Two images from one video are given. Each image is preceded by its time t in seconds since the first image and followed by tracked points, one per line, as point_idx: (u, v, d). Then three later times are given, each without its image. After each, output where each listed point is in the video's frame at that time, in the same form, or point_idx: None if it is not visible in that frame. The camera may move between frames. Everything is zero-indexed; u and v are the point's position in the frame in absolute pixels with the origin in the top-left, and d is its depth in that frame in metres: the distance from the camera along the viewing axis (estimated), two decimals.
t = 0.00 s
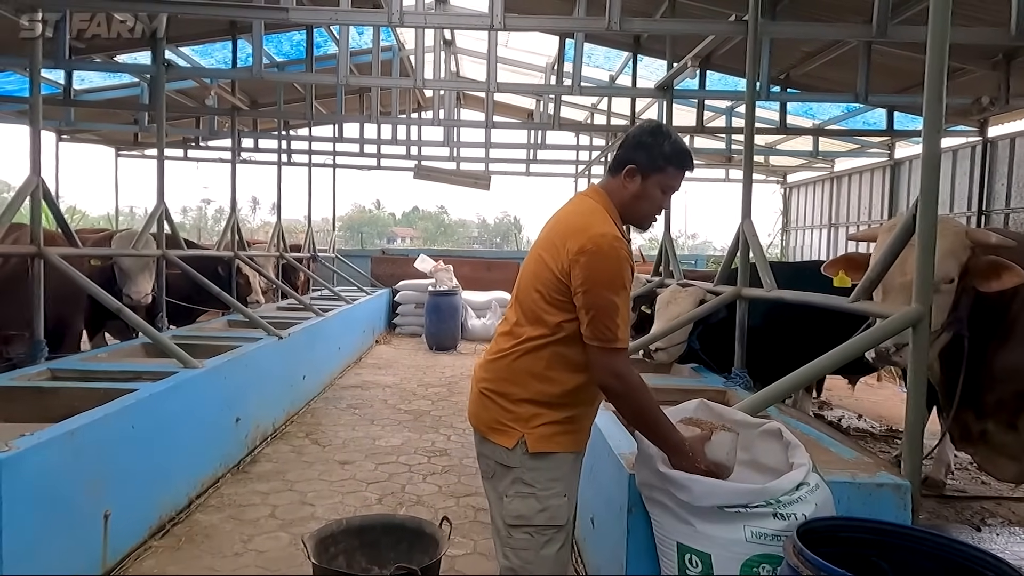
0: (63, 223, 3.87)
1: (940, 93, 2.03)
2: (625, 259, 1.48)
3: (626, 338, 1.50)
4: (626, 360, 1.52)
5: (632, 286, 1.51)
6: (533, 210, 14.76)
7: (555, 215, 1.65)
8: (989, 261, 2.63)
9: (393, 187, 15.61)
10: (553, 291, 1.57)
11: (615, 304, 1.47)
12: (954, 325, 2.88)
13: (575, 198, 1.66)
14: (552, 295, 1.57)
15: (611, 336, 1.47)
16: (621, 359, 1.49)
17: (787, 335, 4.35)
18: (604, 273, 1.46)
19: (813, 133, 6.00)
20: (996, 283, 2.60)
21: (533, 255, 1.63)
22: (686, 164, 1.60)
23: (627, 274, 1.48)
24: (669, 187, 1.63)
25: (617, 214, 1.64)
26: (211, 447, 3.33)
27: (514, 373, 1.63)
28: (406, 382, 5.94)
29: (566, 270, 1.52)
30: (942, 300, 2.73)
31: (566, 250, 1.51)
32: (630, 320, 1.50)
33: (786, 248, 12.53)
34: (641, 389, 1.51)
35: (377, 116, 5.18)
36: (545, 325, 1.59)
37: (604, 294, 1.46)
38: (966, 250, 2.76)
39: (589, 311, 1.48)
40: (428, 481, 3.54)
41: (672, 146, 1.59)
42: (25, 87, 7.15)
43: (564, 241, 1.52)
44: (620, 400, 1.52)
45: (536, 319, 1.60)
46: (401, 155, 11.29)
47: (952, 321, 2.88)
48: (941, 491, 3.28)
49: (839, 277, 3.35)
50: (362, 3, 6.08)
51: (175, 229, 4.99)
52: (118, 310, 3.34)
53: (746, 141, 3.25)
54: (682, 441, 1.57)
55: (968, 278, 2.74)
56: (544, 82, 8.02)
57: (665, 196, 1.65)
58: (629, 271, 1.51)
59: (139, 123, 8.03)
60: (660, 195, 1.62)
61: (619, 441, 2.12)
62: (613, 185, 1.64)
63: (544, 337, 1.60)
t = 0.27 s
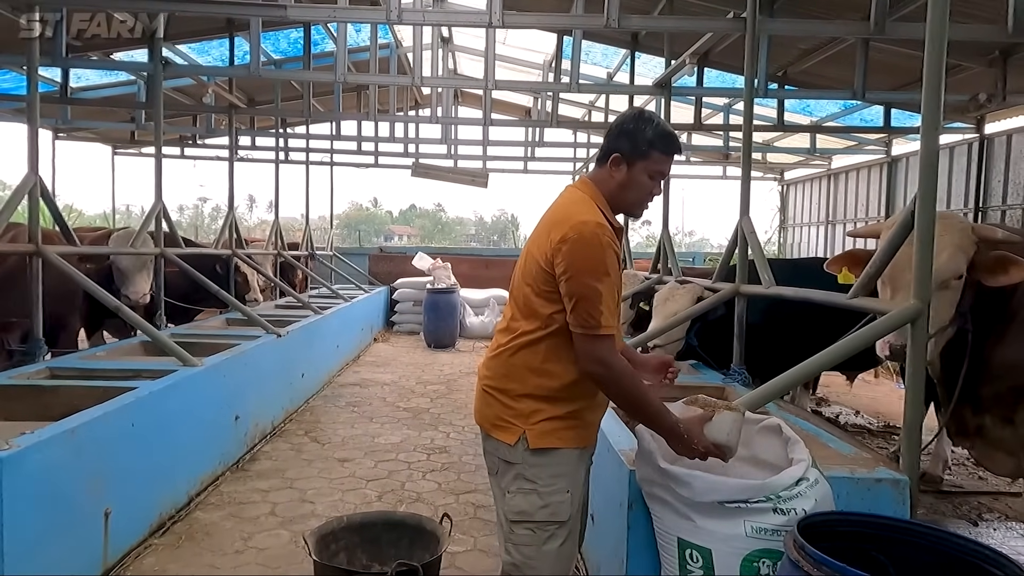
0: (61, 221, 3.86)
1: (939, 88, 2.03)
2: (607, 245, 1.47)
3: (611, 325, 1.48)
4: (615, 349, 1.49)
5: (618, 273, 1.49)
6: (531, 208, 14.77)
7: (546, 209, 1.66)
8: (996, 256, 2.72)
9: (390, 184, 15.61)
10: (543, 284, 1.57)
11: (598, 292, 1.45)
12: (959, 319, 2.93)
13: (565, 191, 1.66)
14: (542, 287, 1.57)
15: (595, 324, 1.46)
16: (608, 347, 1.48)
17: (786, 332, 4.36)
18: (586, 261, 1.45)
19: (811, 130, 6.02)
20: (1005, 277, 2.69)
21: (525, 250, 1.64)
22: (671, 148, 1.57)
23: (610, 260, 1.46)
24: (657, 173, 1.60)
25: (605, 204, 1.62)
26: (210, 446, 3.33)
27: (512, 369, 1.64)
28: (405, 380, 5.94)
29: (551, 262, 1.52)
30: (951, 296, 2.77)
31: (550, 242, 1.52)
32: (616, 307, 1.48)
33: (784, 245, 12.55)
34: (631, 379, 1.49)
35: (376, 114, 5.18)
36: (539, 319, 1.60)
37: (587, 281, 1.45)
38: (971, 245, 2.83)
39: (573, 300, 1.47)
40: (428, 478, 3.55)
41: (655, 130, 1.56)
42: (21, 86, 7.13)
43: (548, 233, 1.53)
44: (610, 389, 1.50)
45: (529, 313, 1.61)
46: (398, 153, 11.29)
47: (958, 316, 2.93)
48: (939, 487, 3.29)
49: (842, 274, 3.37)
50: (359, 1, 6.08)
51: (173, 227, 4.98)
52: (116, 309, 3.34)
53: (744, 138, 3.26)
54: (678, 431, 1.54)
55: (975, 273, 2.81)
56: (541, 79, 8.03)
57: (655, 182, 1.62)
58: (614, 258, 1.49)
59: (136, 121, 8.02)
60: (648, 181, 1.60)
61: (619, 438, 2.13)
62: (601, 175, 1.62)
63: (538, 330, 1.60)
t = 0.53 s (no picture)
0: (60, 223, 3.85)
1: (937, 91, 2.03)
2: (590, 244, 1.45)
3: (592, 324, 1.45)
4: (598, 348, 1.47)
5: (602, 271, 1.47)
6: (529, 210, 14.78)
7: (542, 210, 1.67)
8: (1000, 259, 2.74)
9: (387, 186, 15.59)
10: (534, 283, 1.57)
11: (579, 290, 1.44)
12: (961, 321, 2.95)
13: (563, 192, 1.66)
14: (532, 287, 1.58)
15: (575, 322, 1.44)
16: (589, 345, 1.45)
17: (785, 334, 4.37)
18: (566, 258, 1.44)
19: (809, 132, 6.03)
20: (1008, 280, 2.71)
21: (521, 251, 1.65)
22: (665, 148, 1.54)
23: (593, 258, 1.45)
24: (652, 174, 1.58)
25: (601, 205, 1.61)
26: (210, 448, 3.32)
27: (504, 369, 1.64)
28: (404, 382, 5.94)
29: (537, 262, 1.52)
30: (956, 299, 2.78)
31: (538, 243, 1.52)
32: (598, 306, 1.46)
33: (782, 247, 12.57)
34: (613, 378, 1.46)
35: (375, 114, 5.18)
36: (531, 318, 1.60)
37: (568, 278, 1.44)
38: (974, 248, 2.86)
39: (554, 297, 1.46)
40: (427, 480, 3.55)
41: (650, 131, 1.54)
42: (19, 88, 7.12)
43: (537, 234, 1.54)
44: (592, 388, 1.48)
45: (521, 313, 1.62)
46: (396, 155, 11.29)
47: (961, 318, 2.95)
48: (938, 488, 3.30)
49: (844, 277, 3.38)
50: (357, 3, 6.07)
51: (172, 229, 4.98)
52: (116, 311, 3.31)
53: (743, 140, 3.26)
54: (671, 427, 1.48)
55: (977, 276, 2.84)
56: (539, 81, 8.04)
57: (653, 184, 1.59)
58: (600, 257, 1.47)
59: (134, 123, 8.02)
60: (643, 182, 1.57)
61: (619, 439, 2.14)
62: (596, 177, 1.62)
63: (528, 329, 1.60)
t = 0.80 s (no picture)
0: (59, 222, 3.84)
1: (939, 90, 2.04)
2: (573, 247, 1.43)
3: (575, 327, 1.42)
4: (582, 351, 1.44)
5: (586, 275, 1.44)
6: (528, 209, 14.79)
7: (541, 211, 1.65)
8: (1001, 259, 2.74)
9: (386, 186, 15.60)
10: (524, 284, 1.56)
11: (561, 292, 1.42)
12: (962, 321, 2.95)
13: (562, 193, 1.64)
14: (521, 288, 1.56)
15: (556, 325, 1.42)
16: (571, 348, 1.43)
17: (784, 334, 4.37)
18: (548, 260, 1.42)
19: (808, 132, 6.04)
20: (1009, 280, 2.72)
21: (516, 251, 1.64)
22: (659, 149, 1.49)
23: (576, 261, 1.42)
24: (648, 176, 1.52)
25: (595, 209, 1.57)
26: (209, 447, 3.32)
27: (494, 368, 1.63)
28: (403, 381, 5.94)
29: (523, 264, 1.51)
30: (958, 299, 2.78)
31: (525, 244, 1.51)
32: (582, 309, 1.43)
33: (780, 247, 12.60)
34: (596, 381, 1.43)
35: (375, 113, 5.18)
36: (521, 319, 1.58)
37: (549, 281, 1.42)
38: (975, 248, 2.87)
39: (537, 300, 1.44)
40: (427, 480, 3.55)
41: (644, 132, 1.49)
42: (18, 87, 7.11)
43: (527, 234, 1.53)
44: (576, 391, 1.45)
45: (512, 313, 1.60)
46: (395, 154, 11.30)
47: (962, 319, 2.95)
48: (937, 488, 3.30)
49: (846, 276, 3.38)
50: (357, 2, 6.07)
51: (172, 229, 4.97)
52: (116, 310, 3.30)
53: (744, 140, 3.26)
54: (660, 431, 1.45)
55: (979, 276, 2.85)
56: (539, 81, 8.05)
57: (649, 186, 1.53)
58: (584, 261, 1.44)
59: (133, 122, 8.01)
60: (638, 185, 1.52)
61: (620, 440, 2.13)
62: (592, 178, 1.58)
63: (517, 330, 1.58)
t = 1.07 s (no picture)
0: (65, 216, 3.85)
1: (948, 89, 2.03)
2: (565, 249, 1.41)
3: (567, 330, 1.40)
4: (574, 355, 1.42)
5: (578, 278, 1.42)
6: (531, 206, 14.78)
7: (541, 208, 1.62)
8: (1008, 260, 2.75)
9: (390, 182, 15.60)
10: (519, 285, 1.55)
11: (550, 296, 1.40)
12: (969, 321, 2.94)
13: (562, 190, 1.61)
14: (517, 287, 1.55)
15: (546, 328, 1.40)
16: (562, 351, 1.41)
17: (788, 333, 4.37)
18: (539, 262, 1.41)
19: (812, 131, 6.02)
20: (1016, 281, 2.72)
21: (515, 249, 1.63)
22: (658, 147, 1.43)
23: (566, 264, 1.40)
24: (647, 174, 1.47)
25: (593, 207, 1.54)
26: (213, 441, 3.33)
27: (492, 368, 1.61)
28: (406, 377, 5.95)
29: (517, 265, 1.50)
30: (964, 300, 2.78)
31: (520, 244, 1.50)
32: (573, 312, 1.41)
33: (784, 246, 12.58)
34: (586, 386, 1.42)
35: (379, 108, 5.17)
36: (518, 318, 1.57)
37: (539, 284, 1.41)
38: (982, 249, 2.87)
39: (528, 301, 1.43)
40: (430, 476, 3.56)
41: (642, 129, 1.44)
42: (23, 80, 7.12)
43: (522, 234, 1.51)
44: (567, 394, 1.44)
45: (509, 311, 1.59)
46: (399, 150, 11.29)
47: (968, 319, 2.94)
48: (939, 488, 3.30)
49: (852, 277, 3.38)
50: None
51: (176, 224, 4.98)
52: (120, 304, 3.33)
53: (749, 139, 3.25)
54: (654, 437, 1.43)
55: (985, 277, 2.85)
56: (544, 78, 8.04)
57: (647, 185, 1.48)
58: (577, 263, 1.42)
59: (138, 117, 8.02)
60: (636, 183, 1.47)
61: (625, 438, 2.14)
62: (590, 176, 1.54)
63: (513, 330, 1.57)
